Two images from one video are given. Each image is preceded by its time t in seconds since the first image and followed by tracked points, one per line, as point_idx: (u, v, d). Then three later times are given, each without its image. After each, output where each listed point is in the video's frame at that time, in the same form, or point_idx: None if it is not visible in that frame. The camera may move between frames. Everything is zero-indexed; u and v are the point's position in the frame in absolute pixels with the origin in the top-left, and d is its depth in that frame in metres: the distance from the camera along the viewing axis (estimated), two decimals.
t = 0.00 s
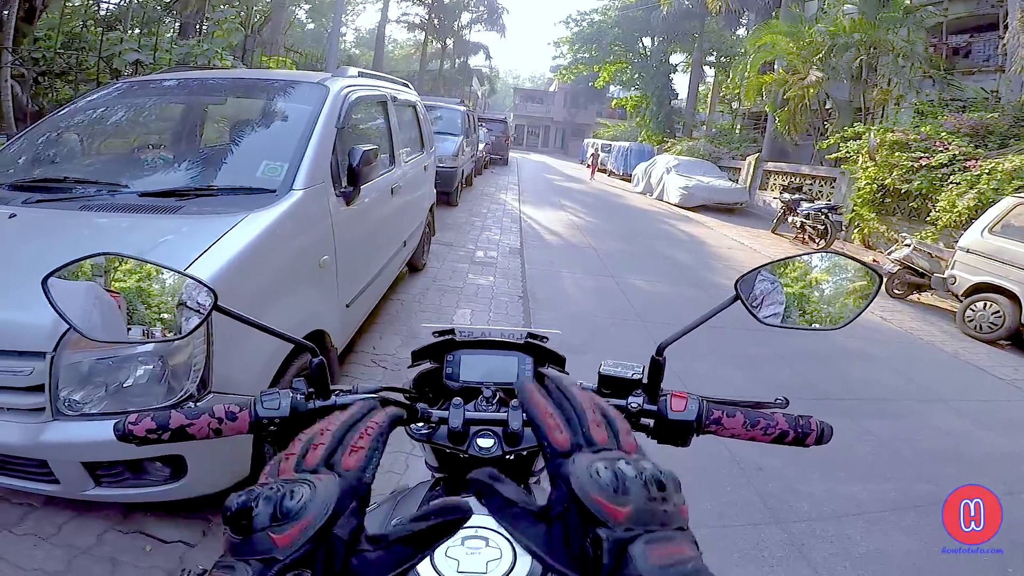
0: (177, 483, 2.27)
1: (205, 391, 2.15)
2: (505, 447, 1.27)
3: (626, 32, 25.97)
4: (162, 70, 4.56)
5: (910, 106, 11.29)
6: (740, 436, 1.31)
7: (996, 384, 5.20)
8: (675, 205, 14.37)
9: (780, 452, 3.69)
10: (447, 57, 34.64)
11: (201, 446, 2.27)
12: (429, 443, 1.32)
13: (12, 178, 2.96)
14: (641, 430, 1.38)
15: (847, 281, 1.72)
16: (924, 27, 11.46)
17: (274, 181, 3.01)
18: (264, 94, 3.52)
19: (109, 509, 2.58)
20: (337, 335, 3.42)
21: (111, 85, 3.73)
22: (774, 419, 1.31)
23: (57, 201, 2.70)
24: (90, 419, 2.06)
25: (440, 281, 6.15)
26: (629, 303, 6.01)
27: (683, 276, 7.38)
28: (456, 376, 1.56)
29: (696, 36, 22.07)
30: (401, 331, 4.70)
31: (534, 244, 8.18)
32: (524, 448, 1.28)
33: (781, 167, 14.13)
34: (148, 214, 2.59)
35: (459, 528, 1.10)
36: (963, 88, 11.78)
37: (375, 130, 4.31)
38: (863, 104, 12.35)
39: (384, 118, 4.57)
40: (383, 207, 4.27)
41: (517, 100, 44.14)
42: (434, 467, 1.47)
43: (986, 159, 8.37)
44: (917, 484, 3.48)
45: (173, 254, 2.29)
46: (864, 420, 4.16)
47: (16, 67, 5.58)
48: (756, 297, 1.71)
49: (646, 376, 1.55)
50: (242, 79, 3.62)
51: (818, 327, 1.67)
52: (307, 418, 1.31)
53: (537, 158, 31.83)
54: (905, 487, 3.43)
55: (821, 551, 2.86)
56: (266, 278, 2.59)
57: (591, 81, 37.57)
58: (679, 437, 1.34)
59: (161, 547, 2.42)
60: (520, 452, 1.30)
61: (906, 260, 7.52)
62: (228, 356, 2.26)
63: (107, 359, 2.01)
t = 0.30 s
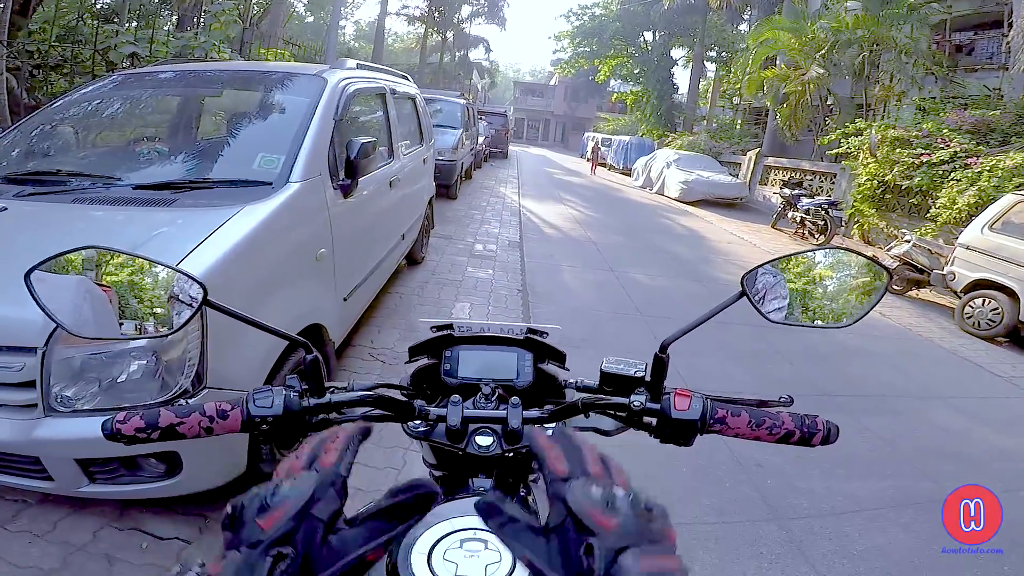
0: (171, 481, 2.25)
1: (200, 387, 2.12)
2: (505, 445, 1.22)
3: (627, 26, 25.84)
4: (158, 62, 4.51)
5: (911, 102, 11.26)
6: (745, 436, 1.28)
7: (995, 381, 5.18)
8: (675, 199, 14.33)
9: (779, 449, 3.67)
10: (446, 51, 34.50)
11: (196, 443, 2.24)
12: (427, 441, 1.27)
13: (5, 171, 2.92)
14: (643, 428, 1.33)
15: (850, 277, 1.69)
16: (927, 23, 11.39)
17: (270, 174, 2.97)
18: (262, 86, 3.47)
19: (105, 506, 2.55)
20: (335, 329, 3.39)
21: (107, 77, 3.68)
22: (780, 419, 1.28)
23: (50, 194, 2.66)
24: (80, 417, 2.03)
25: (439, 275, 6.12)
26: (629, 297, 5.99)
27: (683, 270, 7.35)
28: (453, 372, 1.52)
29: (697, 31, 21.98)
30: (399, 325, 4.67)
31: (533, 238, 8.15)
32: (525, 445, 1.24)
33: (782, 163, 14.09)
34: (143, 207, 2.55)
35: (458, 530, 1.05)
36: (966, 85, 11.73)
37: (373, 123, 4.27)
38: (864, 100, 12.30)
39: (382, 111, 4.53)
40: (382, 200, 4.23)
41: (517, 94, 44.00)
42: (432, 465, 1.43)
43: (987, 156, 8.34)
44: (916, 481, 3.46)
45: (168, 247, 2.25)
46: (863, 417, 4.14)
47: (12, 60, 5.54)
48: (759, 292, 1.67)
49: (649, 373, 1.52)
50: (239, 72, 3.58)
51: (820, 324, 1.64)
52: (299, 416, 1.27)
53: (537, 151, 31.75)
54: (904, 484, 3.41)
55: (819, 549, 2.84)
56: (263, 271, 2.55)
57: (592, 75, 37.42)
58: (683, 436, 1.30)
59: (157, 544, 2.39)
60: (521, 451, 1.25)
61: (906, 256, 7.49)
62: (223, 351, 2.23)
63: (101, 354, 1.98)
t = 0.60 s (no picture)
0: (164, 467, 2.23)
1: (195, 372, 2.10)
2: (503, 437, 1.20)
3: (636, 20, 25.63)
4: (162, 48, 4.47)
5: (921, 105, 11.17)
6: (749, 435, 1.26)
7: (993, 386, 5.17)
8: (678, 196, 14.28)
9: (775, 448, 3.66)
10: (452, 41, 34.32)
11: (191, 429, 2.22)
12: (424, 430, 1.26)
13: (5, 155, 2.89)
14: (646, 423, 1.31)
15: (858, 278, 1.66)
16: (943, 25, 11.25)
17: (272, 160, 2.94)
18: (266, 72, 3.43)
19: (99, 492, 2.54)
20: (333, 316, 3.37)
21: (109, 63, 3.64)
22: (785, 418, 1.26)
23: (49, 178, 2.64)
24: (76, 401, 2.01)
25: (439, 265, 6.09)
26: (630, 292, 5.96)
27: (684, 266, 7.32)
28: (453, 361, 1.50)
29: (707, 27, 21.80)
30: (398, 314, 4.65)
31: (535, 230, 8.11)
32: (523, 439, 1.22)
33: (787, 161, 14.02)
34: (143, 191, 2.53)
35: (453, 525, 1.02)
36: (978, 88, 11.61)
37: (377, 112, 4.23)
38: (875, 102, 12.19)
39: (387, 100, 4.48)
40: (383, 189, 4.19)
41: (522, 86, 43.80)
42: (428, 455, 1.41)
43: (996, 161, 8.28)
44: (910, 484, 3.45)
45: (167, 230, 2.22)
46: (861, 418, 4.13)
47: (15, 44, 5.49)
48: (766, 291, 1.64)
49: (652, 368, 1.50)
50: (243, 58, 3.54)
51: (826, 324, 1.62)
52: (294, 403, 1.25)
53: (540, 144, 31.64)
54: (898, 487, 3.40)
55: (811, 550, 2.83)
56: (262, 257, 2.53)
57: (598, 69, 37.21)
58: (686, 433, 1.28)
59: (148, 531, 2.39)
60: (518, 444, 1.24)
61: (909, 258, 7.46)
62: (219, 335, 2.21)
63: (96, 338, 1.95)
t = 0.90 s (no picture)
0: (169, 458, 2.27)
1: (203, 365, 2.15)
2: (504, 433, 1.24)
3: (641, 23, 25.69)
4: (177, 46, 4.53)
5: (925, 108, 11.20)
6: (740, 433, 1.29)
7: (993, 390, 5.17)
8: (682, 198, 14.32)
9: (773, 450, 3.68)
10: (459, 42, 34.48)
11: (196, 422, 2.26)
12: (428, 426, 1.28)
13: (21, 149, 2.95)
14: (642, 422, 1.34)
15: (853, 281, 1.70)
16: (946, 28, 11.27)
17: (281, 159, 2.98)
18: (277, 72, 3.48)
19: (100, 482, 2.58)
20: (338, 314, 3.40)
21: (124, 61, 3.70)
22: (775, 417, 1.29)
23: (65, 172, 2.69)
24: (85, 390, 2.04)
25: (443, 264, 6.14)
26: (631, 293, 6.00)
27: (687, 269, 7.36)
28: (456, 359, 1.53)
29: (712, 30, 21.86)
30: (401, 312, 4.69)
31: (538, 231, 8.17)
32: (524, 435, 1.25)
33: (790, 165, 14.05)
34: (155, 186, 2.58)
35: (455, 514, 1.06)
36: (981, 91, 11.63)
37: (384, 112, 4.27)
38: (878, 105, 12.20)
39: (394, 100, 4.53)
40: (390, 189, 4.24)
41: (528, 87, 43.92)
42: (429, 450, 1.45)
43: (998, 163, 8.30)
44: (908, 487, 3.46)
45: (178, 226, 2.27)
46: (860, 421, 4.15)
47: (33, 41, 5.60)
48: (763, 293, 1.67)
49: (650, 368, 1.53)
50: (256, 58, 3.59)
51: (822, 327, 1.64)
52: (306, 395, 1.29)
53: (545, 145, 31.71)
54: (896, 490, 3.42)
55: (807, 551, 2.86)
56: (270, 253, 2.57)
57: (603, 70, 37.27)
58: (680, 431, 1.31)
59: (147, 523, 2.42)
60: (519, 440, 1.27)
61: (911, 262, 7.48)
62: (228, 331, 2.26)
63: (107, 330, 2.00)
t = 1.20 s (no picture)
0: (171, 455, 2.30)
1: (207, 363, 2.18)
2: (504, 431, 1.26)
3: (645, 27, 25.72)
4: (184, 47, 4.58)
5: (928, 114, 11.21)
6: (734, 434, 1.32)
7: (992, 397, 5.19)
8: (684, 202, 14.35)
9: (770, 454, 3.71)
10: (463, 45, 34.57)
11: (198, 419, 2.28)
12: (430, 424, 1.31)
13: (29, 148, 2.98)
14: (638, 421, 1.37)
15: (849, 288, 1.72)
16: (951, 34, 11.29)
17: (286, 160, 3.02)
18: (282, 74, 3.51)
19: (100, 479, 2.61)
20: (339, 314, 3.43)
21: (132, 61, 3.74)
22: (768, 418, 1.32)
23: (72, 170, 2.72)
24: (91, 386, 2.08)
25: (444, 266, 6.17)
26: (631, 297, 6.03)
27: (687, 273, 7.39)
28: (458, 358, 1.56)
29: (716, 35, 21.90)
30: (402, 314, 4.72)
31: (540, 234, 8.20)
32: (523, 433, 1.28)
33: (792, 170, 14.07)
34: (161, 186, 2.61)
35: (455, 508, 1.08)
36: (984, 98, 11.65)
37: (388, 114, 4.30)
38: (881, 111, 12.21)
39: (398, 102, 4.56)
40: (392, 191, 4.27)
41: (531, 91, 44.00)
42: (430, 448, 1.48)
43: (1001, 170, 8.31)
44: (903, 492, 3.49)
45: (184, 225, 2.30)
46: (857, 427, 4.17)
47: (41, 40, 5.64)
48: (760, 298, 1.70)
49: (647, 369, 1.56)
50: (261, 59, 3.62)
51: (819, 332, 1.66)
52: (311, 391, 1.32)
53: (547, 149, 31.77)
54: (891, 495, 3.44)
55: (801, 555, 2.88)
56: (274, 253, 2.60)
57: (607, 74, 37.32)
58: (675, 431, 1.34)
59: (146, 519, 2.45)
60: (518, 438, 1.29)
61: (912, 269, 7.50)
62: (231, 329, 2.29)
63: (114, 326, 2.04)
